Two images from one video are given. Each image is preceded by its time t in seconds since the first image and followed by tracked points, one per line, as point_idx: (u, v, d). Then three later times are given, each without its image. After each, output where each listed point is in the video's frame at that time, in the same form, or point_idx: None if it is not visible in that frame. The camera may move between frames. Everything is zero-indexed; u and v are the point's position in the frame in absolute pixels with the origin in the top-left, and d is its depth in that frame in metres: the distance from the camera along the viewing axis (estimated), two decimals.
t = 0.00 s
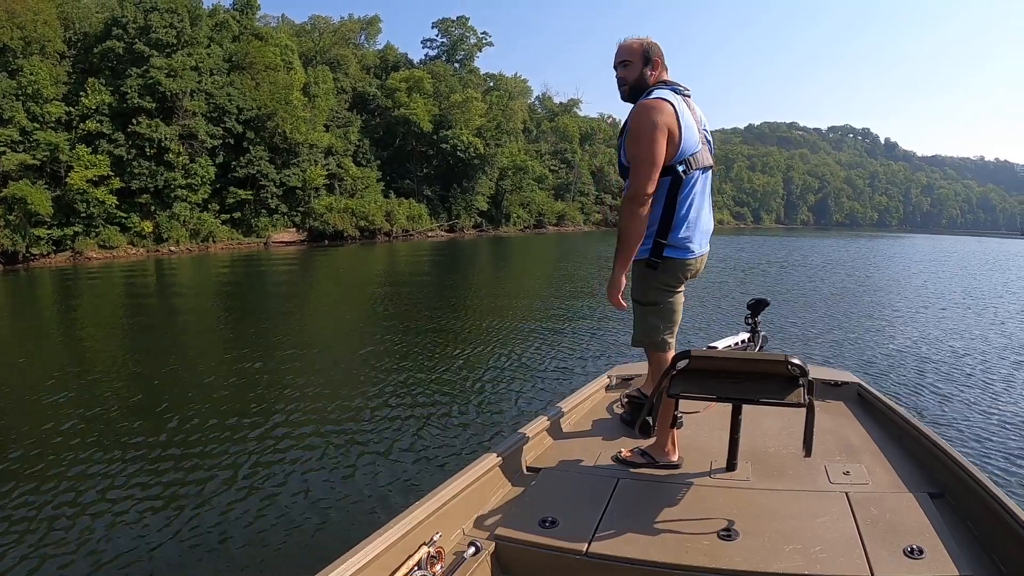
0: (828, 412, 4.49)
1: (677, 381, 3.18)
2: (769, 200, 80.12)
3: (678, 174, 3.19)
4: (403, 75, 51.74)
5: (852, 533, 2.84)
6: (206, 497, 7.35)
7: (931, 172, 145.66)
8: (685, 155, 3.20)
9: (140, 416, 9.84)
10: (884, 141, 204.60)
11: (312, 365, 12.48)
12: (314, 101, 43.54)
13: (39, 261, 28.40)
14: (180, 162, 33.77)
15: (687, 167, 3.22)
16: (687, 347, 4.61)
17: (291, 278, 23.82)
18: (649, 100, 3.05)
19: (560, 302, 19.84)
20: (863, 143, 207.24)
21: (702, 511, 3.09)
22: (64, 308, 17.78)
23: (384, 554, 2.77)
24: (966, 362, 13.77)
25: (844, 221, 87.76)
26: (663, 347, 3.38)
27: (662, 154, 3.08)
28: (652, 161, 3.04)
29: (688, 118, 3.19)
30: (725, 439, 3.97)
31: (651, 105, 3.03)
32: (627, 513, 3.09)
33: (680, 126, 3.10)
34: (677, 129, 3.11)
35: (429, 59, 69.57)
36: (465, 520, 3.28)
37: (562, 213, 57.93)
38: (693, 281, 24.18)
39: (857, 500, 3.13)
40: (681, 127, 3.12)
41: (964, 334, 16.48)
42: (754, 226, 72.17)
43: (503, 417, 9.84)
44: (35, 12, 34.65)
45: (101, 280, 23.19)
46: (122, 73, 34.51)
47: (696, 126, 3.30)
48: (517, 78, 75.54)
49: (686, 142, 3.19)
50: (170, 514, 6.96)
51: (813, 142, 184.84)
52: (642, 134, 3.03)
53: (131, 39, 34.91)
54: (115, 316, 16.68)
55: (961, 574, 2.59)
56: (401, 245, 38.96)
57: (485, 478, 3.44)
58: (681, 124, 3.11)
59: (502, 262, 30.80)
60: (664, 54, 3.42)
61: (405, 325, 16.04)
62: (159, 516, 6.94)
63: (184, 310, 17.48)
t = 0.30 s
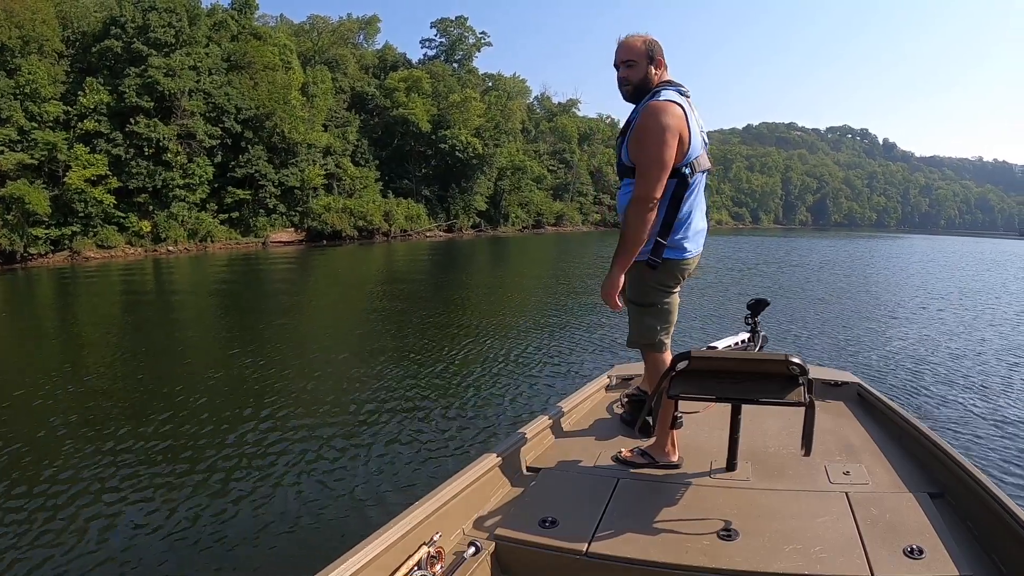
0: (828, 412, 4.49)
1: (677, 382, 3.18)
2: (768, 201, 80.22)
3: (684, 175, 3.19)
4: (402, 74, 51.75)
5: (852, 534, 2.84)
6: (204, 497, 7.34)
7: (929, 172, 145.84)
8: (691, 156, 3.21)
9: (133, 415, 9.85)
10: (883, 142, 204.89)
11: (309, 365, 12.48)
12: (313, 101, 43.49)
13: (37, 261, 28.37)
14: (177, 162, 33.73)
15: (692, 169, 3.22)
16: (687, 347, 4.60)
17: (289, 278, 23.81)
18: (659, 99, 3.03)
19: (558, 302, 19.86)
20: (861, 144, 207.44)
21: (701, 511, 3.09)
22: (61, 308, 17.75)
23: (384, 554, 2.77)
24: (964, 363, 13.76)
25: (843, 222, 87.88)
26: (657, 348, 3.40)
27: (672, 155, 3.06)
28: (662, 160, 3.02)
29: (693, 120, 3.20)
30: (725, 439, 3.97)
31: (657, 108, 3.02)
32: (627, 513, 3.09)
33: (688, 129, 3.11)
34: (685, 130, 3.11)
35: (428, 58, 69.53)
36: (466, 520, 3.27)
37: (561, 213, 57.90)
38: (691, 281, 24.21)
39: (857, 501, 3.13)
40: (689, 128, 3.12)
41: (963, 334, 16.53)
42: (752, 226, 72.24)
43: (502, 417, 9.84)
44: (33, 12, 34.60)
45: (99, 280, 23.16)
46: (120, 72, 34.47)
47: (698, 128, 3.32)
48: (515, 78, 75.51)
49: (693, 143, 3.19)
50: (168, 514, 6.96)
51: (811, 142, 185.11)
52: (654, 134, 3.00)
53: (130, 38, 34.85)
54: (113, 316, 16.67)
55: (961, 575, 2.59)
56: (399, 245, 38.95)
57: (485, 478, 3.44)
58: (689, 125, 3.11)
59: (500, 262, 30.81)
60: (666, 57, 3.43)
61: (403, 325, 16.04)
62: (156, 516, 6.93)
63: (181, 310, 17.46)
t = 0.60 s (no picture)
0: (829, 412, 4.50)
1: (677, 382, 3.18)
2: (766, 201, 80.31)
3: (685, 178, 3.20)
4: (400, 74, 51.73)
5: (853, 534, 2.84)
6: (201, 497, 7.32)
7: (928, 172, 146.02)
8: (687, 160, 3.23)
9: (125, 415, 9.80)
10: (881, 142, 205.11)
11: (306, 364, 12.45)
12: (311, 100, 43.44)
13: (34, 260, 28.33)
14: (175, 161, 33.66)
15: (689, 172, 3.24)
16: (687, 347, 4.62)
17: (287, 277, 23.77)
18: (658, 105, 3.02)
19: (557, 302, 19.84)
20: (860, 144, 207.69)
21: (702, 511, 3.09)
22: (58, 307, 17.68)
23: (385, 554, 2.76)
24: (962, 364, 13.73)
25: (841, 222, 88.03)
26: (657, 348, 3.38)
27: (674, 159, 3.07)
28: (665, 166, 3.02)
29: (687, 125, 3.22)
30: (724, 438, 3.98)
31: (654, 114, 3.01)
32: (626, 513, 3.09)
33: (686, 132, 3.12)
34: (683, 134, 3.12)
35: (426, 58, 69.46)
36: (465, 520, 3.27)
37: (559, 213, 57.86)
38: (690, 282, 24.23)
39: (857, 501, 3.14)
40: (687, 133, 3.14)
41: (961, 334, 16.57)
42: (750, 226, 72.32)
43: (501, 417, 9.84)
44: (31, 10, 34.54)
45: (96, 279, 23.10)
46: (118, 71, 34.41)
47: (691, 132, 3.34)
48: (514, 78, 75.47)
49: (689, 146, 3.21)
50: (166, 514, 6.93)
51: (809, 143, 185.31)
52: (655, 141, 3.01)
53: (127, 37, 34.78)
54: (110, 315, 16.62)
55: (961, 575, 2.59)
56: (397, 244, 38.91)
57: (484, 478, 3.45)
58: (686, 130, 3.13)
59: (498, 261, 30.79)
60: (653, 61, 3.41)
61: (401, 324, 16.00)
62: (154, 515, 6.92)
63: (179, 309, 17.41)
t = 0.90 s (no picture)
0: (829, 412, 4.50)
1: (675, 383, 3.18)
2: (764, 201, 80.44)
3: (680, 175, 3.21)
4: (398, 72, 51.65)
5: (853, 534, 2.85)
6: (199, 496, 7.31)
7: (925, 172, 146.28)
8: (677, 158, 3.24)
9: (115, 415, 9.75)
10: (879, 142, 205.41)
11: (303, 363, 12.41)
12: (309, 98, 43.38)
13: (31, 258, 28.26)
14: (173, 159, 33.58)
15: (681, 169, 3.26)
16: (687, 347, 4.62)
17: (284, 275, 23.73)
18: (651, 107, 3.02)
19: (554, 301, 19.83)
20: (857, 144, 207.99)
21: (701, 511, 3.09)
22: (55, 305, 17.64)
23: (385, 555, 2.76)
24: (959, 365, 13.70)
25: (839, 221, 88.22)
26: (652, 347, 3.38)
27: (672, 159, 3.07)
28: (665, 164, 3.02)
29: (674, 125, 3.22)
30: (724, 438, 3.99)
31: (648, 115, 3.00)
32: (626, 513, 3.10)
33: (678, 131, 3.13)
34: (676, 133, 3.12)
35: (424, 56, 69.39)
36: (465, 520, 3.27)
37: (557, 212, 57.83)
38: (687, 281, 24.23)
39: (857, 501, 3.15)
40: (678, 132, 3.14)
41: (959, 335, 16.60)
42: (748, 226, 72.40)
43: (499, 417, 9.84)
44: (29, 8, 34.46)
45: (93, 277, 23.04)
46: (116, 68, 34.32)
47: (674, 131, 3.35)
48: (512, 76, 75.43)
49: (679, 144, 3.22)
50: (163, 514, 6.92)
51: (807, 142, 185.57)
52: (657, 142, 2.99)
53: (125, 34, 34.69)
54: (106, 313, 16.57)
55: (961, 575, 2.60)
56: (395, 243, 38.86)
57: (484, 478, 3.44)
58: (678, 129, 3.13)
59: (496, 260, 30.77)
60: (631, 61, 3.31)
61: (398, 323, 15.98)
62: (151, 514, 6.91)
63: (176, 307, 17.35)
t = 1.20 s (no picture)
0: (829, 412, 4.51)
1: (676, 384, 3.18)
2: (762, 200, 80.48)
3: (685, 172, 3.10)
4: (398, 67, 51.53)
5: (852, 534, 2.86)
6: (195, 489, 7.31)
7: (924, 174, 146.46)
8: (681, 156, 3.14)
9: (104, 408, 9.69)
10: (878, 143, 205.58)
11: (300, 357, 12.39)
12: (309, 92, 43.26)
13: (28, 249, 28.17)
14: (171, 151, 33.47)
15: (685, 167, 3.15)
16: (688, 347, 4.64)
17: (282, 269, 23.70)
18: (659, 99, 2.89)
19: (551, 298, 19.83)
20: (857, 144, 208.16)
21: (701, 511, 3.10)
22: (52, 296, 17.58)
23: (385, 555, 2.76)
24: (955, 367, 13.72)
25: (837, 222, 88.37)
26: (638, 347, 3.22)
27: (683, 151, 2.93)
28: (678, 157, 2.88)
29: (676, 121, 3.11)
30: (724, 438, 4.00)
31: (659, 102, 2.88)
32: (625, 513, 3.10)
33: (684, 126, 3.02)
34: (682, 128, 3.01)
35: (425, 51, 69.22)
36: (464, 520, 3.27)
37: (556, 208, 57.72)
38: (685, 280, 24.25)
39: (857, 500, 3.16)
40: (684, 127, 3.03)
41: (956, 338, 16.66)
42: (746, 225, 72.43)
43: (496, 413, 9.84)
44: None
45: (90, 269, 22.97)
46: (115, 60, 34.19)
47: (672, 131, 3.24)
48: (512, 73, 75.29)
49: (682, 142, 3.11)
50: (159, 508, 6.90)
51: (806, 142, 185.67)
52: (668, 134, 2.85)
53: (125, 26, 34.56)
54: (103, 305, 16.53)
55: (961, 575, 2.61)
56: (394, 238, 38.80)
57: (483, 478, 3.45)
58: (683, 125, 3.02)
59: (494, 256, 30.76)
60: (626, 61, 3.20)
61: (395, 318, 15.96)
62: (147, 507, 6.91)
63: (173, 300, 17.31)
